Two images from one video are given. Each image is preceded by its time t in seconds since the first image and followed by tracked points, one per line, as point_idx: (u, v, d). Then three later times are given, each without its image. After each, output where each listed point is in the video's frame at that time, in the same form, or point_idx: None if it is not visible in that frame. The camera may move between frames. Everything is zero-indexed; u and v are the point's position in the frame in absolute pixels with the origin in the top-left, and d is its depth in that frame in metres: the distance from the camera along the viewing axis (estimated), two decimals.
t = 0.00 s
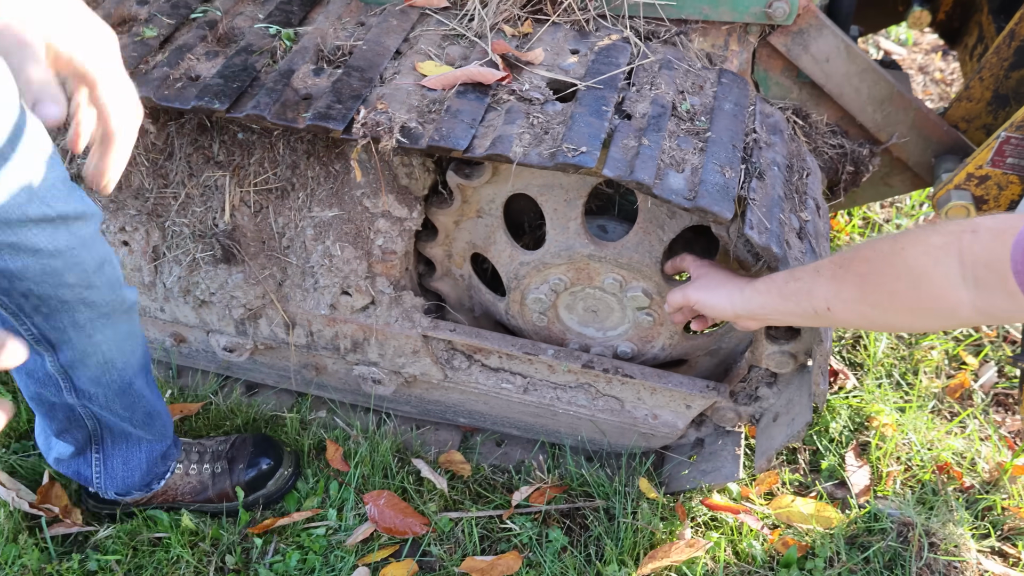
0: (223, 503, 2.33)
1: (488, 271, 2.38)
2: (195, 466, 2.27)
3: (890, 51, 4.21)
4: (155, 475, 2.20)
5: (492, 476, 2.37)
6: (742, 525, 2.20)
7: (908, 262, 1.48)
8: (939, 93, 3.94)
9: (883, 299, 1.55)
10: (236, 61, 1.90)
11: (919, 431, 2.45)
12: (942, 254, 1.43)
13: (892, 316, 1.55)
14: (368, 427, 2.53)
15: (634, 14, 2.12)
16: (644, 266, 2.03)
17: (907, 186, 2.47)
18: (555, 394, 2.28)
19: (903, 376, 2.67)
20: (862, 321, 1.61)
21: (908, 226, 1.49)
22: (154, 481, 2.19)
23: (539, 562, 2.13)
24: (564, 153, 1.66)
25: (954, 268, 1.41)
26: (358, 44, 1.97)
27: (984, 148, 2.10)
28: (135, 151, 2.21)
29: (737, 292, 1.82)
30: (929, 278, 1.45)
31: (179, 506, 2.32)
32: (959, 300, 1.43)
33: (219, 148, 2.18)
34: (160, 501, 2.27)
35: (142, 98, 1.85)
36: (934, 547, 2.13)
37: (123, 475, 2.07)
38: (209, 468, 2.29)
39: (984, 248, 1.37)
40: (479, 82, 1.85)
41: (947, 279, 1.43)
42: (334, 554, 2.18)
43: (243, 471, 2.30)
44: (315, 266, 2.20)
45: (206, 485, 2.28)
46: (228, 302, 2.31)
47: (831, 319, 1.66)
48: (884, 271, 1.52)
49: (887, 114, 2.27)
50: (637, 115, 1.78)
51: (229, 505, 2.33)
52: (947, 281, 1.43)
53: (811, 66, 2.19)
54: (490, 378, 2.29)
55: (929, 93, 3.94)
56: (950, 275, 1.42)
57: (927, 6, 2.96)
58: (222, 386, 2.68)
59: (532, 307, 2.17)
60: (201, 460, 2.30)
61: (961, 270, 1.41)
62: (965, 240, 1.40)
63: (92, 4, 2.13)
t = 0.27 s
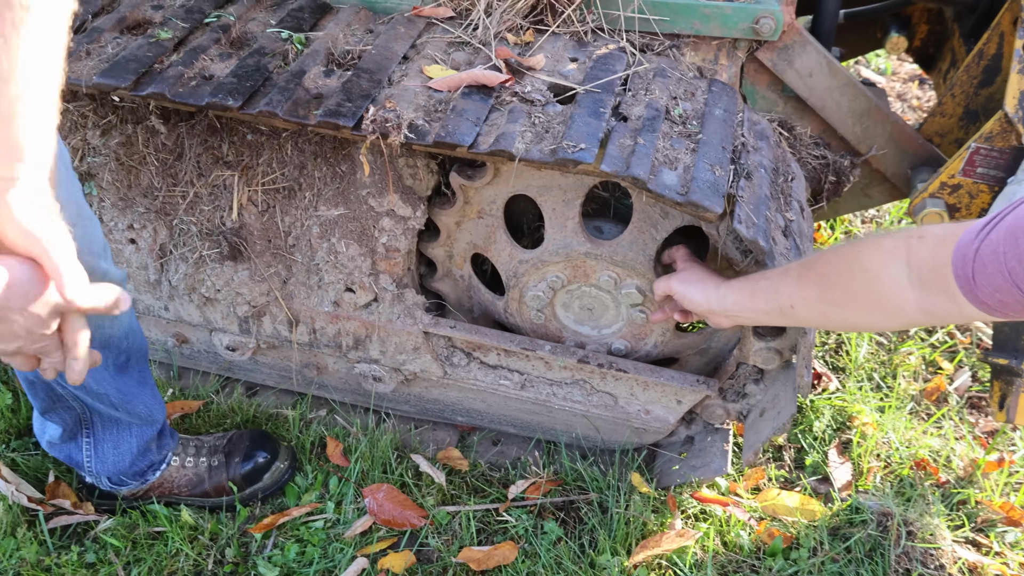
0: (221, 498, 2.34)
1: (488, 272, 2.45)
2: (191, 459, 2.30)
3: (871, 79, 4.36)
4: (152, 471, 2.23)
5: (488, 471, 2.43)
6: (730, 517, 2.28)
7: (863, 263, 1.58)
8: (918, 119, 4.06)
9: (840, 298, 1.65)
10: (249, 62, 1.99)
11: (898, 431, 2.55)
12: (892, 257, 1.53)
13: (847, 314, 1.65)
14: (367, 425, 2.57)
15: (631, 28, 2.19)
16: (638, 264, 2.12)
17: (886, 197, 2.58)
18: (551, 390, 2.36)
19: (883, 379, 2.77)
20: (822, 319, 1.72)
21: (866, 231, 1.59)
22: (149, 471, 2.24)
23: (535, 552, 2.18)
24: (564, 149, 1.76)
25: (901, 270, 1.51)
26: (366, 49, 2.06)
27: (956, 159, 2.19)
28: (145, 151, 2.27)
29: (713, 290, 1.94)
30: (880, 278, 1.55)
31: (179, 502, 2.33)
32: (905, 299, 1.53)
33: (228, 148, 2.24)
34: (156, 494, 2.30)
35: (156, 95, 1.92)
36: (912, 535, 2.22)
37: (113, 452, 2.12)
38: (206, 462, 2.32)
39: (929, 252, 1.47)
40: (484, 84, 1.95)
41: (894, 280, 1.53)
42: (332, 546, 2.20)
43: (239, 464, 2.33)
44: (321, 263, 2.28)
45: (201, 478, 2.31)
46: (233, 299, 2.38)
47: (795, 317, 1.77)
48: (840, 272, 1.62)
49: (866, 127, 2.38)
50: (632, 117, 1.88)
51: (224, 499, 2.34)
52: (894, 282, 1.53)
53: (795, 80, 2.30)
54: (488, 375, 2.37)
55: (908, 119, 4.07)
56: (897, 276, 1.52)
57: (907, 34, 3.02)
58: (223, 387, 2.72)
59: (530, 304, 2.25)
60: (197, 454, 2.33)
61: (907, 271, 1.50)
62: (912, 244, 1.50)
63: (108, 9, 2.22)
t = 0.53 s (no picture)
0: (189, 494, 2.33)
1: (460, 266, 2.45)
2: (156, 455, 2.29)
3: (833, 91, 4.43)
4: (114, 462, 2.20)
5: (459, 465, 2.42)
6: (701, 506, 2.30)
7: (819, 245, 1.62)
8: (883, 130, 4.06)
9: (796, 281, 1.69)
10: (217, 48, 2.01)
11: (863, 422, 2.58)
12: (847, 238, 1.58)
13: (802, 296, 1.69)
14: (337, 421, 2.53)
15: (599, 24, 2.22)
16: (609, 253, 2.14)
17: (849, 194, 2.64)
18: (523, 381, 2.35)
19: (848, 373, 2.80)
20: (779, 302, 1.75)
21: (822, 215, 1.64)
22: (112, 467, 2.21)
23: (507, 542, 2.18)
24: (535, 131, 1.79)
25: (855, 251, 1.56)
26: (336, 37, 2.07)
27: (916, 152, 2.24)
28: (110, 141, 2.24)
29: (674, 276, 1.96)
30: (834, 260, 1.59)
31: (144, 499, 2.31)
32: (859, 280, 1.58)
33: (196, 139, 2.21)
34: (121, 490, 2.28)
35: (121, 78, 1.94)
36: (879, 520, 2.26)
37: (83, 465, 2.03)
38: (172, 457, 2.31)
39: (883, 232, 1.52)
40: (455, 71, 1.98)
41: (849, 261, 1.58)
42: (301, 539, 2.17)
43: (208, 461, 2.31)
44: (291, 254, 2.26)
45: (168, 474, 2.30)
46: (200, 292, 2.36)
47: (751, 301, 1.80)
48: (797, 254, 1.66)
49: (829, 123, 2.44)
50: (603, 104, 1.92)
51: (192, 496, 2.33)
52: (849, 263, 1.57)
53: (760, 78, 2.33)
54: (459, 367, 2.36)
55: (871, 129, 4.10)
56: (852, 257, 1.57)
57: (866, 42, 3.06)
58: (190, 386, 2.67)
59: (501, 295, 2.26)
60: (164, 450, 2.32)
61: (861, 252, 1.55)
62: (866, 225, 1.54)
63: None
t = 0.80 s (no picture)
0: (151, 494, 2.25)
1: (431, 258, 2.39)
2: (119, 452, 2.21)
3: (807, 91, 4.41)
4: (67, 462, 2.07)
5: (432, 463, 2.36)
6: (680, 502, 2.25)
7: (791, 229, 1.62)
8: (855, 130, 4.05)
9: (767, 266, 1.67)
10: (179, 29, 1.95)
11: (842, 418, 2.54)
12: (819, 222, 1.58)
13: (773, 282, 1.67)
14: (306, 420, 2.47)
15: (572, 11, 2.18)
16: (584, 242, 2.10)
17: (824, 186, 2.62)
18: (497, 376, 2.29)
19: (826, 369, 2.77)
20: (748, 290, 1.73)
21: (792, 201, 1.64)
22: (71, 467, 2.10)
23: (482, 542, 2.12)
24: (509, 113, 1.74)
25: (828, 233, 1.56)
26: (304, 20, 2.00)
27: (893, 140, 2.22)
28: (69, 127, 2.15)
29: (646, 264, 1.89)
30: (807, 244, 1.59)
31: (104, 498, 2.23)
32: (831, 263, 1.58)
33: (159, 126, 2.13)
34: (80, 488, 2.20)
35: (80, 59, 1.88)
36: (861, 514, 2.22)
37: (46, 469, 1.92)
38: (135, 455, 2.23)
39: (856, 214, 1.53)
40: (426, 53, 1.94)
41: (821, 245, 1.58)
42: (268, 539, 2.10)
43: (172, 458, 2.24)
44: (257, 244, 2.19)
45: (130, 472, 2.22)
46: (163, 285, 2.28)
47: (720, 288, 1.77)
48: (769, 238, 1.65)
49: (806, 114, 2.42)
50: (577, 87, 1.87)
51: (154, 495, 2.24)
52: (822, 246, 1.57)
53: (735, 66, 2.31)
54: (431, 362, 2.29)
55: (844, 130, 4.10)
56: (825, 239, 1.57)
57: (840, 35, 3.07)
58: (152, 384, 2.58)
59: (475, 286, 2.20)
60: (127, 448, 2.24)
61: (835, 235, 1.56)
62: (839, 209, 1.55)
63: None
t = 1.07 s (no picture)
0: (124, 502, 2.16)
1: (417, 259, 2.33)
2: (90, 458, 2.13)
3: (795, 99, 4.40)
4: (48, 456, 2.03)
5: (417, 471, 2.27)
6: (674, 511, 2.18)
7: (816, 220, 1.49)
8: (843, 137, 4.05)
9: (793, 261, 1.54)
10: (158, 18, 1.86)
11: (839, 425, 2.48)
12: (847, 210, 1.44)
13: (799, 279, 1.55)
14: (287, 426, 2.39)
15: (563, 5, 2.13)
16: (575, 241, 2.04)
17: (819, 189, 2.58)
18: (484, 380, 2.22)
19: (820, 376, 2.70)
20: (774, 289, 1.60)
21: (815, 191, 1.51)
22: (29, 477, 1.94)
23: (470, 553, 2.03)
24: (499, 103, 1.68)
25: (858, 222, 1.43)
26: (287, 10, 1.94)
27: (890, 139, 2.17)
28: (43, 122, 2.07)
29: (654, 272, 1.85)
30: (835, 234, 1.46)
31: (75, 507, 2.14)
32: (863, 254, 1.44)
33: (136, 120, 2.06)
34: (50, 497, 2.11)
35: (54, 47, 1.77)
36: (862, 523, 2.16)
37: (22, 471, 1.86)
38: (107, 461, 2.15)
39: (887, 198, 1.39)
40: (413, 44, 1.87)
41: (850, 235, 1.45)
42: (247, 549, 2.01)
43: (146, 466, 2.15)
44: (237, 242, 2.11)
45: (102, 479, 2.13)
46: (139, 285, 2.18)
47: (742, 289, 1.65)
48: (793, 232, 1.52)
49: (800, 113, 2.37)
50: (569, 79, 1.82)
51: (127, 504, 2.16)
52: (851, 236, 1.44)
53: (728, 64, 2.27)
54: (417, 366, 2.22)
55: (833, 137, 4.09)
56: (854, 229, 1.43)
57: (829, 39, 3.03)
58: (127, 390, 2.49)
59: (462, 287, 2.13)
60: (98, 454, 2.16)
61: (864, 222, 1.42)
62: (867, 194, 1.42)
63: None
